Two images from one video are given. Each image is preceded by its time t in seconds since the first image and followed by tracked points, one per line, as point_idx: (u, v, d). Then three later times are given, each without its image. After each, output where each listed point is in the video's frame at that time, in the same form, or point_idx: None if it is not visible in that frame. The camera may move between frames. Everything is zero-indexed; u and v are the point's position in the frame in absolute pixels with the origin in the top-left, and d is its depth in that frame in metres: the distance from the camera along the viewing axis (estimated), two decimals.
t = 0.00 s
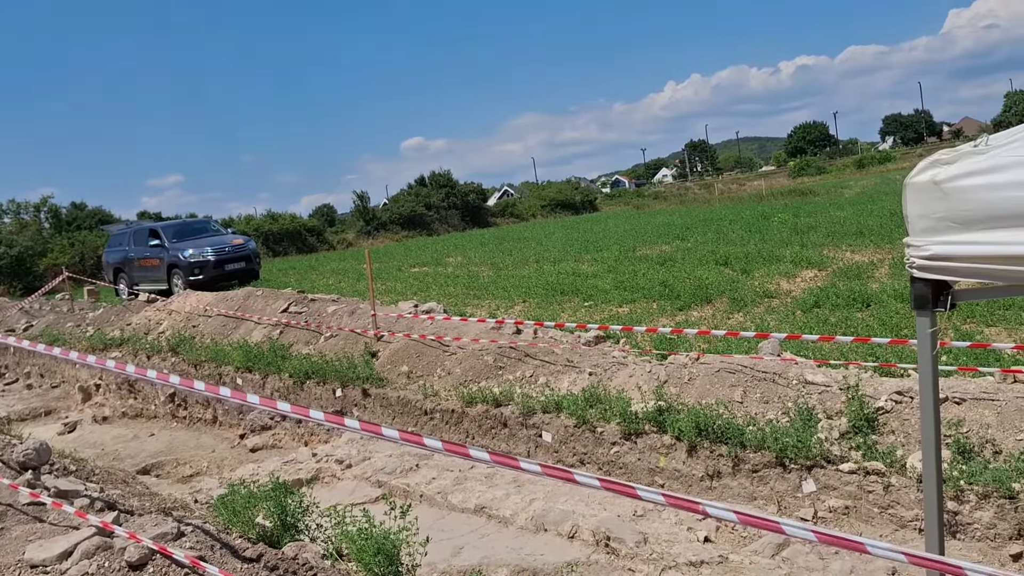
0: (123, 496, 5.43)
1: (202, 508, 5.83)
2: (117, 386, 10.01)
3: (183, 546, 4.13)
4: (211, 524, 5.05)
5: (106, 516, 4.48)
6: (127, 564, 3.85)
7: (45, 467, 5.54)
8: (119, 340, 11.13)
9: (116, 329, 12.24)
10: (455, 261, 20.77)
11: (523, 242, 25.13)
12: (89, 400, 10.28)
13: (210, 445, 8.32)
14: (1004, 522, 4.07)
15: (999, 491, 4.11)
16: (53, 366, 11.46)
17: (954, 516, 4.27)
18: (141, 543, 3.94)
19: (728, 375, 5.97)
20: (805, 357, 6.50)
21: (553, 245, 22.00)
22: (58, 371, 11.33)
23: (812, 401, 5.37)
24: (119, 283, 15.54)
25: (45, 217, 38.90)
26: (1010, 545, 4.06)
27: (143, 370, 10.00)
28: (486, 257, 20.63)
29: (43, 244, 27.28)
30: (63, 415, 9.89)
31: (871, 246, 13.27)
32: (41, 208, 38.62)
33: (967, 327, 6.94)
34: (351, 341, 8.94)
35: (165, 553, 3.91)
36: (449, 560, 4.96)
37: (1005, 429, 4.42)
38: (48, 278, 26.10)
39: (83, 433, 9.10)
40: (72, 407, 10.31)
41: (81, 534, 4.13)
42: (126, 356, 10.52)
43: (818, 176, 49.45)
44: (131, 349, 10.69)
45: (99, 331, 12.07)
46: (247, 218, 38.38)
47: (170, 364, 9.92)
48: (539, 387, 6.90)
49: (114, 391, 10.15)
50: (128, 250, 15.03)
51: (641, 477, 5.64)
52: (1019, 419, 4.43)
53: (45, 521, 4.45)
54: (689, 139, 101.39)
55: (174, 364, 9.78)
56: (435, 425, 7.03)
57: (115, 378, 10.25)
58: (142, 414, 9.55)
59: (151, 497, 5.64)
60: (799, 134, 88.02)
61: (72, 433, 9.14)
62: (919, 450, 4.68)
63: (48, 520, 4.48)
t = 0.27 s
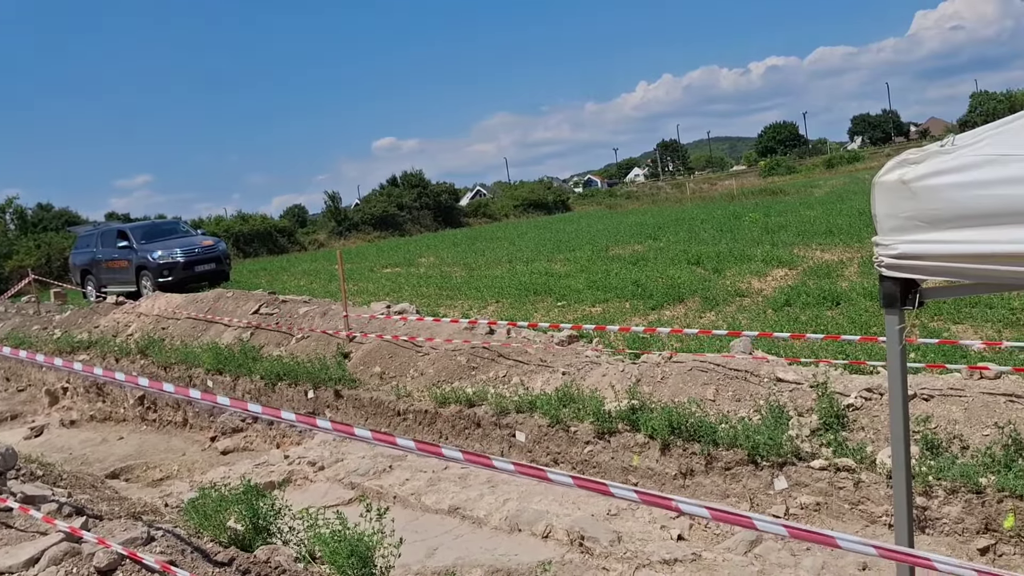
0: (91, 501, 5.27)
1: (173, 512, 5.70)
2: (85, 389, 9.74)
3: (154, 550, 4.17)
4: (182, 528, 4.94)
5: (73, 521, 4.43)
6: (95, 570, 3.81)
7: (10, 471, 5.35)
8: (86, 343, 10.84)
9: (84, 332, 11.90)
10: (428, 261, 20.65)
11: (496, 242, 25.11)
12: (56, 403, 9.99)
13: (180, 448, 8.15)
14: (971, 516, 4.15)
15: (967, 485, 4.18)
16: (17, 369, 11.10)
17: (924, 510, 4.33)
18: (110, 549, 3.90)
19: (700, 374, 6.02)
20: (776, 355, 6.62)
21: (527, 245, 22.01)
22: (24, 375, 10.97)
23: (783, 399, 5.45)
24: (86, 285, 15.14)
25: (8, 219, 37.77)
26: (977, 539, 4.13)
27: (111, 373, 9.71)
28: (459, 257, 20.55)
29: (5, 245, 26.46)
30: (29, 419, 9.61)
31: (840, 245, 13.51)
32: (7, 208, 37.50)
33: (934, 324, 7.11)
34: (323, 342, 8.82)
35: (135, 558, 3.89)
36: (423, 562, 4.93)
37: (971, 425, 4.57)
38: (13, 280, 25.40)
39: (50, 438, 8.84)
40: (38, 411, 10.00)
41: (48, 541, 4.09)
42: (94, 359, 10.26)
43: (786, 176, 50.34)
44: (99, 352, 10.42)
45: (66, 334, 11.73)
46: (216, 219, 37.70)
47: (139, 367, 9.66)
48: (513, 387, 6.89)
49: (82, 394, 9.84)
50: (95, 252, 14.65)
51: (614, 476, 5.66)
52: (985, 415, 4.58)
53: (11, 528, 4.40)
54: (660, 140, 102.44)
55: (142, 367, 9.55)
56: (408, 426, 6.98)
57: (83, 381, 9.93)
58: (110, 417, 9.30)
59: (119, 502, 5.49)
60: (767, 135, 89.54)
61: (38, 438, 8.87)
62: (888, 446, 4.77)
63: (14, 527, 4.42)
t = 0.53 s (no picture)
0: (70, 505, 5.18)
1: (154, 515, 5.61)
2: (64, 392, 9.56)
3: (134, 554, 4.09)
4: (163, 531, 4.86)
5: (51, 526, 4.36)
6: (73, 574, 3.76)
7: None
8: (65, 345, 10.64)
9: (62, 334, 11.67)
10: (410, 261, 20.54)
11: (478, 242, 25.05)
12: (34, 406, 9.79)
13: (161, 450, 8.02)
14: (951, 512, 4.22)
15: (947, 482, 4.25)
16: None
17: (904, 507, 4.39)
18: (89, 553, 3.86)
19: (683, 373, 6.05)
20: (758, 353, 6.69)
21: (509, 245, 21.98)
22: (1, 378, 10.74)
23: (766, 397, 5.49)
24: (65, 287, 14.88)
25: None
26: (956, 535, 4.20)
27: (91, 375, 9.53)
28: (441, 258, 20.47)
29: None
30: (7, 423, 9.44)
31: (821, 244, 13.64)
32: None
33: (914, 322, 7.23)
34: (305, 343, 8.74)
35: (114, 562, 3.84)
36: (406, 563, 4.91)
37: (951, 422, 4.63)
38: None
39: (27, 442, 8.67)
40: (16, 415, 9.81)
41: (25, 546, 4.02)
42: (73, 361, 10.08)
43: (766, 175, 50.86)
44: (78, 354, 10.24)
45: (44, 336, 11.51)
46: (195, 220, 37.21)
47: (119, 369, 9.53)
48: (496, 387, 6.88)
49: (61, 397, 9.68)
50: (75, 253, 14.39)
51: (598, 476, 5.67)
52: (964, 412, 4.65)
53: None
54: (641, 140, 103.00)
55: (122, 369, 9.40)
56: (391, 427, 6.94)
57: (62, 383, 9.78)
58: (90, 420, 9.12)
59: (98, 505, 5.39)
60: (747, 136, 90.42)
61: (15, 442, 8.70)
62: (869, 443, 4.82)
63: None
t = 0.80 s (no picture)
0: (41, 510, 5.05)
1: (130, 518, 5.48)
2: (37, 395, 9.34)
3: (110, 558, 4.02)
4: (139, 535, 4.76)
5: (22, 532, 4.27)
6: None
7: None
8: (37, 348, 10.39)
9: (34, 337, 11.39)
10: (388, 262, 20.42)
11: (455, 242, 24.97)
12: (5, 410, 9.55)
13: (137, 453, 7.86)
14: (926, 508, 4.26)
15: (921, 478, 4.32)
16: None
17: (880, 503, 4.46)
18: (64, 557, 3.81)
19: (661, 372, 6.09)
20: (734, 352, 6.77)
21: (487, 245, 21.96)
22: None
23: (743, 395, 5.54)
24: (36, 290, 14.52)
25: None
26: (931, 531, 4.23)
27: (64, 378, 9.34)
28: (419, 258, 20.36)
29: None
30: None
31: (796, 243, 13.82)
32: None
33: (888, 320, 7.36)
34: (282, 344, 8.63)
35: (89, 567, 3.79)
36: (385, 564, 4.89)
37: (925, 418, 4.72)
38: None
39: None
40: None
41: None
42: (45, 365, 9.85)
43: (741, 174, 51.36)
44: (50, 357, 10.01)
45: (14, 340, 11.21)
46: (168, 220, 36.56)
47: (93, 372, 9.28)
48: (474, 387, 6.86)
49: (33, 400, 9.46)
50: (46, 254, 14.05)
51: (576, 475, 5.68)
52: (938, 408, 4.74)
53: None
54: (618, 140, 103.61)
55: (95, 372, 9.21)
56: (369, 427, 6.88)
57: (34, 387, 9.56)
58: (63, 423, 8.91)
59: (71, 509, 5.26)
60: (722, 136, 91.44)
61: None
62: (845, 440, 4.89)
63: None
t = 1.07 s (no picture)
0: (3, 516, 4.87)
1: (98, 522, 5.32)
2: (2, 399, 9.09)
3: (76, 565, 3.88)
4: (108, 539, 4.63)
5: None
6: None
7: None
8: None
9: None
10: (359, 262, 20.23)
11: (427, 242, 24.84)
12: None
13: (105, 456, 7.65)
14: (894, 504, 4.39)
15: (889, 475, 4.42)
16: None
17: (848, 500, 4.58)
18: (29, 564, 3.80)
19: (633, 371, 6.12)
20: (705, 351, 6.85)
21: (459, 245, 21.90)
22: None
23: (714, 394, 5.58)
24: None
25: None
26: (898, 526, 4.37)
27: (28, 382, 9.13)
28: (390, 258, 20.21)
29: None
30: None
31: (765, 242, 14.03)
32: None
33: (857, 319, 7.50)
34: (252, 345, 8.49)
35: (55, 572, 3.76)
36: (357, 566, 4.84)
37: (893, 416, 4.77)
38: None
39: None
40: None
41: None
42: (8, 368, 9.57)
43: (710, 176, 52.06)
44: (14, 361, 9.72)
45: None
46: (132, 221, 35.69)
47: (59, 375, 9.12)
48: (446, 388, 6.81)
49: None
50: (9, 255, 13.60)
51: (548, 475, 5.70)
52: (906, 406, 4.79)
53: None
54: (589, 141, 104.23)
55: (61, 376, 8.99)
56: (340, 429, 6.86)
57: None
58: (29, 427, 8.64)
59: (35, 514, 5.09)
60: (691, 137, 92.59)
61: None
62: (814, 437, 4.93)
63: None
